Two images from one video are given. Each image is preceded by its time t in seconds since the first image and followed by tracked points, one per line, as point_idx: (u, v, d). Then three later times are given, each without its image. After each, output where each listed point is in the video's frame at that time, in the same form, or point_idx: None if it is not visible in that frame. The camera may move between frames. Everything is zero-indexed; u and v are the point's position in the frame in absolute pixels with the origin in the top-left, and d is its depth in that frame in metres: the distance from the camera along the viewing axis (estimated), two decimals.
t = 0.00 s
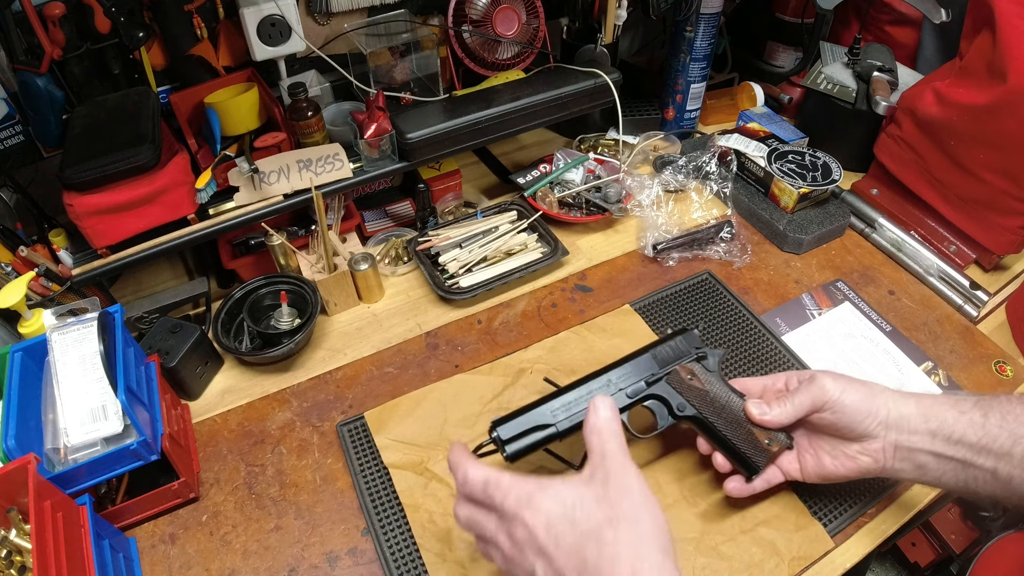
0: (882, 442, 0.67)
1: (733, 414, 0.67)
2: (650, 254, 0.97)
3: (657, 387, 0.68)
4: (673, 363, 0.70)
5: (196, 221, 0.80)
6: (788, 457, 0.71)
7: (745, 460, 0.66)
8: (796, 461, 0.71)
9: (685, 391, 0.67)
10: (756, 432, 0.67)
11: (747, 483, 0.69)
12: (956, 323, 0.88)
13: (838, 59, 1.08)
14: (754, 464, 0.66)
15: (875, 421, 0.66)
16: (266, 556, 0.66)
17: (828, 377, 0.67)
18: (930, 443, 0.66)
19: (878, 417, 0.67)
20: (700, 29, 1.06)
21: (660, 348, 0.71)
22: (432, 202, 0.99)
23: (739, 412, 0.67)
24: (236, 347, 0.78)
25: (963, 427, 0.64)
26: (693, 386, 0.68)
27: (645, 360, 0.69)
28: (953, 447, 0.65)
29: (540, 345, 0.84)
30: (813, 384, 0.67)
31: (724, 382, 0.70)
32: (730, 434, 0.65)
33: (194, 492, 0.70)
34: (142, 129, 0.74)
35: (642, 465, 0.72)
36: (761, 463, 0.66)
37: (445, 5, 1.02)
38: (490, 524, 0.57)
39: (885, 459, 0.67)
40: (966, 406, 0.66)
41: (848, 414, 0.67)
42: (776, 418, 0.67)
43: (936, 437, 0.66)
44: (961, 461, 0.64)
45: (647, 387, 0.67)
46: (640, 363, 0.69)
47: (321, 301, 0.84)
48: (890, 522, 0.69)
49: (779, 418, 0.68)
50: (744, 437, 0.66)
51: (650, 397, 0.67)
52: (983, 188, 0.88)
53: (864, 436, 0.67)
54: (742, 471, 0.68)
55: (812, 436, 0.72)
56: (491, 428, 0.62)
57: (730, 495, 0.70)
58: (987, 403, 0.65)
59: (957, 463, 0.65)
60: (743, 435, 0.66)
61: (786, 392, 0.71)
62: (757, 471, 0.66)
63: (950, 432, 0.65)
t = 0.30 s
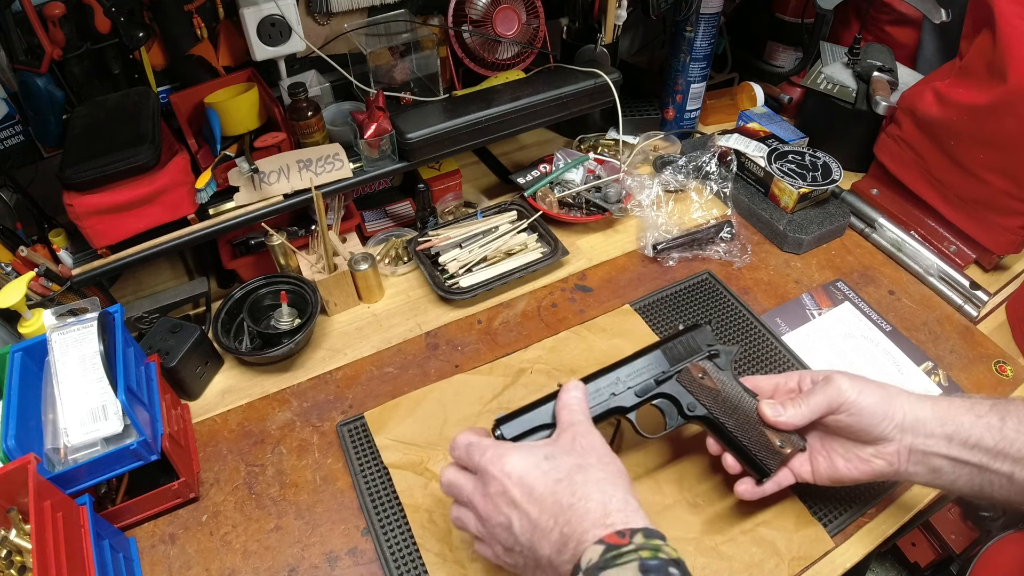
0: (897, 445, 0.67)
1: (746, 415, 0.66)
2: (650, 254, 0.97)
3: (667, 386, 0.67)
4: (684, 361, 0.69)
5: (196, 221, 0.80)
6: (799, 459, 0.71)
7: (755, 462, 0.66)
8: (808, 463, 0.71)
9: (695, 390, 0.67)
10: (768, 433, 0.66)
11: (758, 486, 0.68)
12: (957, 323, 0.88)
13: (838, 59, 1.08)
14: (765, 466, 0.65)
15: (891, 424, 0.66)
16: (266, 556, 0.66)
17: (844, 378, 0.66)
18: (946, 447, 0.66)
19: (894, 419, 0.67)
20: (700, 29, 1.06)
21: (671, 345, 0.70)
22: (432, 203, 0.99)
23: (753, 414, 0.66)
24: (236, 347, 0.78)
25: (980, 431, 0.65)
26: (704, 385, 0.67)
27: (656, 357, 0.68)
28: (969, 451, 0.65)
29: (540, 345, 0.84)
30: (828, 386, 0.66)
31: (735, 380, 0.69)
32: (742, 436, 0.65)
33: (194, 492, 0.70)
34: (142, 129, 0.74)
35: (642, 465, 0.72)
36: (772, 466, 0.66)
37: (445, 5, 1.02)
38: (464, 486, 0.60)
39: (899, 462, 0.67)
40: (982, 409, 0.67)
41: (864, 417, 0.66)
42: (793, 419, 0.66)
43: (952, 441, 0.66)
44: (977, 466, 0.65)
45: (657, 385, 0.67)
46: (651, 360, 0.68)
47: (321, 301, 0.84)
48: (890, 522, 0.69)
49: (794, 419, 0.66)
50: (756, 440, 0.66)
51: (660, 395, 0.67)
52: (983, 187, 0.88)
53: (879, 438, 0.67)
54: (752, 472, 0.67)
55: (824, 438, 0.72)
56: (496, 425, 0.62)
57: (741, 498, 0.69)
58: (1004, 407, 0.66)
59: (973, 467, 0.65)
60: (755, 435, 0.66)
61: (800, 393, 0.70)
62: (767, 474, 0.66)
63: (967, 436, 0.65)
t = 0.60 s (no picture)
0: (896, 444, 0.67)
1: (744, 413, 0.66)
2: (650, 254, 0.97)
3: (666, 386, 0.67)
4: (682, 361, 0.69)
5: (196, 221, 0.80)
6: (799, 457, 0.71)
7: (755, 461, 0.65)
8: (808, 461, 0.71)
9: (693, 390, 0.67)
10: (768, 432, 0.66)
11: (758, 485, 0.68)
12: (956, 323, 0.88)
13: (838, 59, 1.08)
14: (765, 465, 0.65)
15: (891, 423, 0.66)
16: (266, 556, 0.66)
17: (844, 377, 0.67)
18: (945, 446, 0.66)
19: (893, 418, 0.67)
20: (700, 29, 1.06)
21: (669, 346, 0.70)
22: (432, 203, 0.99)
23: (751, 413, 0.66)
24: (236, 347, 0.78)
25: (979, 430, 0.65)
26: (702, 385, 0.68)
27: (654, 358, 0.69)
28: (969, 450, 0.65)
29: (540, 345, 0.84)
30: (828, 385, 0.67)
31: (734, 379, 0.70)
32: (741, 434, 0.65)
33: (193, 492, 0.70)
34: (142, 129, 0.74)
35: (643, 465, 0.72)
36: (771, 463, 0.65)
37: (445, 5, 1.02)
38: (438, 509, 0.59)
39: (899, 461, 0.67)
40: (981, 408, 0.67)
41: (864, 416, 0.66)
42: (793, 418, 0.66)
43: (952, 440, 0.66)
44: (976, 464, 0.65)
45: (656, 386, 0.67)
46: (649, 361, 0.68)
47: (321, 301, 0.84)
48: (890, 522, 0.69)
49: (793, 418, 0.66)
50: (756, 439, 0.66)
51: (659, 395, 0.67)
52: (983, 187, 0.88)
53: (879, 437, 0.67)
54: (752, 472, 0.67)
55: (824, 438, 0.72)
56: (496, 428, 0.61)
57: (742, 497, 0.69)
58: (1003, 406, 0.66)
59: (972, 466, 0.65)
60: (754, 433, 0.66)
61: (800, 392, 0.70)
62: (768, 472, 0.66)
63: (966, 434, 0.65)
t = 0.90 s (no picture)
0: (897, 438, 0.68)
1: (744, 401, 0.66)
2: (650, 254, 0.97)
3: (669, 371, 0.67)
4: (686, 348, 0.68)
5: (196, 221, 0.80)
6: (799, 450, 0.71)
7: (754, 450, 0.65)
8: (807, 455, 0.71)
9: (696, 376, 0.67)
10: (768, 422, 0.67)
11: (756, 475, 0.69)
12: (957, 323, 0.88)
13: (838, 59, 1.08)
14: (764, 454, 0.65)
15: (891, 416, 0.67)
16: (267, 556, 0.66)
17: (845, 369, 0.67)
18: (946, 441, 0.66)
19: (894, 411, 0.67)
20: (700, 29, 1.06)
21: (673, 333, 0.69)
22: (432, 203, 0.99)
23: (751, 403, 0.67)
24: (236, 347, 0.78)
25: (980, 426, 0.65)
26: (704, 372, 0.67)
27: (658, 342, 0.68)
28: (970, 446, 0.65)
29: (540, 345, 0.84)
30: (829, 376, 0.67)
31: (737, 370, 0.69)
32: (741, 423, 0.65)
33: (194, 492, 0.70)
34: (142, 129, 0.74)
35: (643, 464, 0.72)
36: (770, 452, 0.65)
37: (445, 5, 1.02)
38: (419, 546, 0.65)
39: (899, 456, 0.68)
40: (983, 404, 0.67)
41: (865, 408, 0.67)
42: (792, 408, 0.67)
43: (953, 435, 0.66)
44: (977, 461, 0.65)
45: (657, 371, 0.66)
46: (653, 344, 0.68)
47: (321, 301, 0.84)
48: (890, 522, 0.69)
49: (793, 408, 0.67)
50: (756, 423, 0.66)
51: (660, 381, 0.66)
52: (983, 187, 0.88)
53: (879, 431, 0.68)
54: (751, 462, 0.67)
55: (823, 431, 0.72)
56: (495, 405, 0.60)
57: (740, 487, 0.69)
58: (1004, 403, 0.66)
59: (973, 462, 0.66)
60: (754, 422, 0.66)
61: (800, 384, 0.71)
62: (767, 462, 0.66)
63: (967, 430, 0.66)
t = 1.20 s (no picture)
0: (898, 449, 0.67)
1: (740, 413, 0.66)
2: (650, 254, 0.97)
3: (660, 384, 0.66)
4: (676, 358, 0.68)
5: (196, 221, 0.80)
6: (798, 460, 0.71)
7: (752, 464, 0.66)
8: (807, 465, 0.71)
9: (688, 387, 0.66)
10: (765, 434, 0.66)
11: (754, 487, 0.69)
12: (956, 323, 0.88)
13: (838, 59, 1.08)
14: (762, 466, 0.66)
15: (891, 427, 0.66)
16: (267, 556, 0.66)
17: (845, 379, 0.66)
18: (950, 451, 0.66)
19: (896, 420, 0.67)
20: (700, 29, 1.06)
21: (663, 343, 0.69)
22: (432, 203, 0.99)
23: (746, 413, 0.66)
24: (236, 347, 0.78)
25: (986, 436, 0.64)
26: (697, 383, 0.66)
27: (648, 355, 0.68)
28: (975, 456, 0.65)
29: (540, 345, 0.84)
30: (828, 386, 0.66)
31: (730, 379, 0.69)
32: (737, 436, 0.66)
33: (194, 492, 0.70)
34: (142, 129, 0.74)
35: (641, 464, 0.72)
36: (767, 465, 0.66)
37: (445, 5, 1.02)
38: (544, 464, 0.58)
39: (901, 466, 0.68)
40: (988, 412, 0.66)
41: (866, 418, 0.66)
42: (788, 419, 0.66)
43: (957, 445, 0.65)
44: (981, 471, 0.65)
45: (647, 385, 0.66)
46: (643, 357, 0.68)
47: (321, 301, 0.84)
48: (889, 522, 0.69)
49: (789, 420, 0.66)
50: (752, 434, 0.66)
51: (651, 394, 0.66)
52: (983, 187, 0.88)
53: (880, 441, 0.67)
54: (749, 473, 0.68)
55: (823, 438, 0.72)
56: (484, 426, 0.62)
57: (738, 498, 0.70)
58: (1010, 410, 0.65)
59: (977, 472, 0.65)
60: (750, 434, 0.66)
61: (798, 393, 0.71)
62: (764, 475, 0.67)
63: (972, 440, 0.65)
